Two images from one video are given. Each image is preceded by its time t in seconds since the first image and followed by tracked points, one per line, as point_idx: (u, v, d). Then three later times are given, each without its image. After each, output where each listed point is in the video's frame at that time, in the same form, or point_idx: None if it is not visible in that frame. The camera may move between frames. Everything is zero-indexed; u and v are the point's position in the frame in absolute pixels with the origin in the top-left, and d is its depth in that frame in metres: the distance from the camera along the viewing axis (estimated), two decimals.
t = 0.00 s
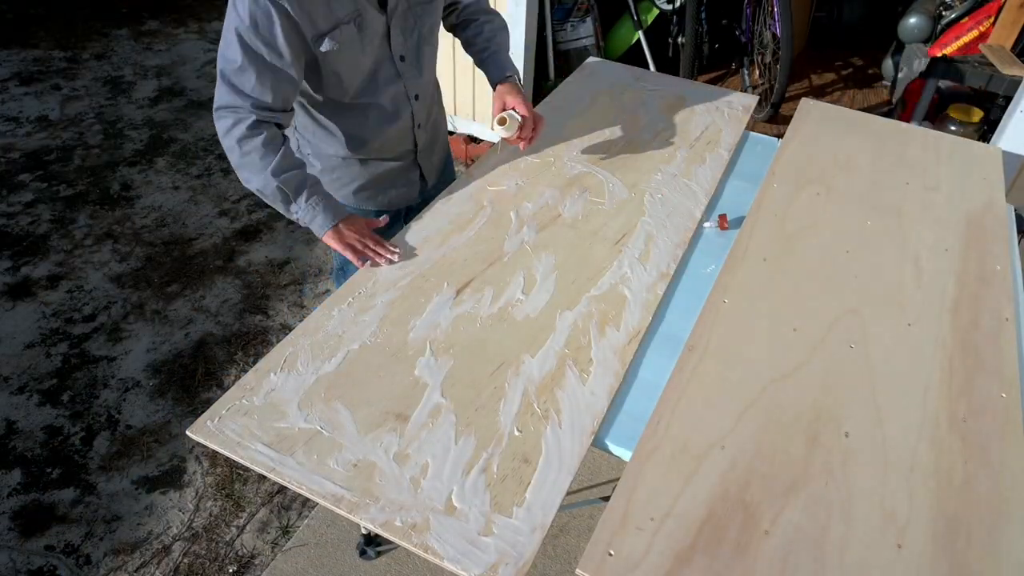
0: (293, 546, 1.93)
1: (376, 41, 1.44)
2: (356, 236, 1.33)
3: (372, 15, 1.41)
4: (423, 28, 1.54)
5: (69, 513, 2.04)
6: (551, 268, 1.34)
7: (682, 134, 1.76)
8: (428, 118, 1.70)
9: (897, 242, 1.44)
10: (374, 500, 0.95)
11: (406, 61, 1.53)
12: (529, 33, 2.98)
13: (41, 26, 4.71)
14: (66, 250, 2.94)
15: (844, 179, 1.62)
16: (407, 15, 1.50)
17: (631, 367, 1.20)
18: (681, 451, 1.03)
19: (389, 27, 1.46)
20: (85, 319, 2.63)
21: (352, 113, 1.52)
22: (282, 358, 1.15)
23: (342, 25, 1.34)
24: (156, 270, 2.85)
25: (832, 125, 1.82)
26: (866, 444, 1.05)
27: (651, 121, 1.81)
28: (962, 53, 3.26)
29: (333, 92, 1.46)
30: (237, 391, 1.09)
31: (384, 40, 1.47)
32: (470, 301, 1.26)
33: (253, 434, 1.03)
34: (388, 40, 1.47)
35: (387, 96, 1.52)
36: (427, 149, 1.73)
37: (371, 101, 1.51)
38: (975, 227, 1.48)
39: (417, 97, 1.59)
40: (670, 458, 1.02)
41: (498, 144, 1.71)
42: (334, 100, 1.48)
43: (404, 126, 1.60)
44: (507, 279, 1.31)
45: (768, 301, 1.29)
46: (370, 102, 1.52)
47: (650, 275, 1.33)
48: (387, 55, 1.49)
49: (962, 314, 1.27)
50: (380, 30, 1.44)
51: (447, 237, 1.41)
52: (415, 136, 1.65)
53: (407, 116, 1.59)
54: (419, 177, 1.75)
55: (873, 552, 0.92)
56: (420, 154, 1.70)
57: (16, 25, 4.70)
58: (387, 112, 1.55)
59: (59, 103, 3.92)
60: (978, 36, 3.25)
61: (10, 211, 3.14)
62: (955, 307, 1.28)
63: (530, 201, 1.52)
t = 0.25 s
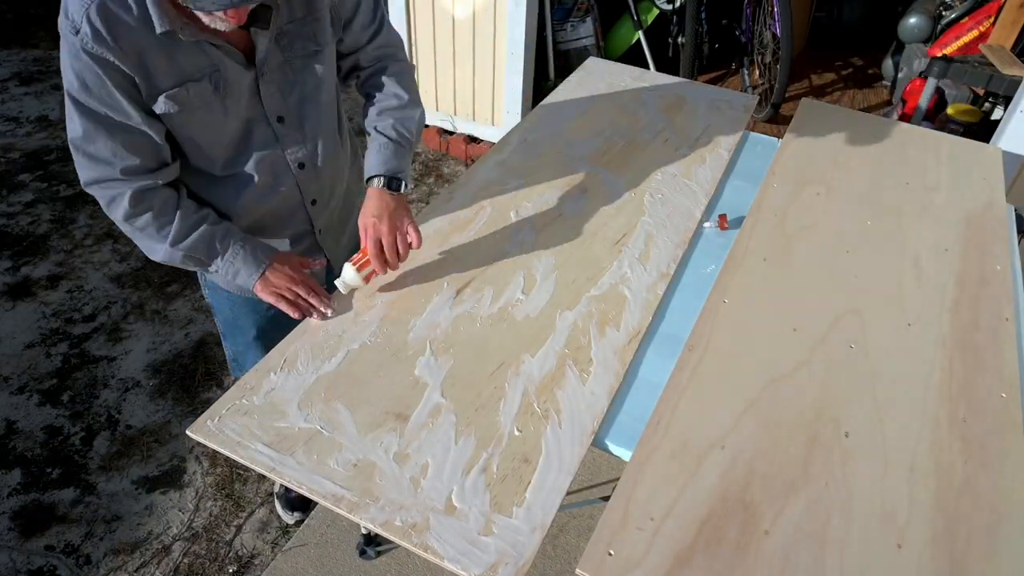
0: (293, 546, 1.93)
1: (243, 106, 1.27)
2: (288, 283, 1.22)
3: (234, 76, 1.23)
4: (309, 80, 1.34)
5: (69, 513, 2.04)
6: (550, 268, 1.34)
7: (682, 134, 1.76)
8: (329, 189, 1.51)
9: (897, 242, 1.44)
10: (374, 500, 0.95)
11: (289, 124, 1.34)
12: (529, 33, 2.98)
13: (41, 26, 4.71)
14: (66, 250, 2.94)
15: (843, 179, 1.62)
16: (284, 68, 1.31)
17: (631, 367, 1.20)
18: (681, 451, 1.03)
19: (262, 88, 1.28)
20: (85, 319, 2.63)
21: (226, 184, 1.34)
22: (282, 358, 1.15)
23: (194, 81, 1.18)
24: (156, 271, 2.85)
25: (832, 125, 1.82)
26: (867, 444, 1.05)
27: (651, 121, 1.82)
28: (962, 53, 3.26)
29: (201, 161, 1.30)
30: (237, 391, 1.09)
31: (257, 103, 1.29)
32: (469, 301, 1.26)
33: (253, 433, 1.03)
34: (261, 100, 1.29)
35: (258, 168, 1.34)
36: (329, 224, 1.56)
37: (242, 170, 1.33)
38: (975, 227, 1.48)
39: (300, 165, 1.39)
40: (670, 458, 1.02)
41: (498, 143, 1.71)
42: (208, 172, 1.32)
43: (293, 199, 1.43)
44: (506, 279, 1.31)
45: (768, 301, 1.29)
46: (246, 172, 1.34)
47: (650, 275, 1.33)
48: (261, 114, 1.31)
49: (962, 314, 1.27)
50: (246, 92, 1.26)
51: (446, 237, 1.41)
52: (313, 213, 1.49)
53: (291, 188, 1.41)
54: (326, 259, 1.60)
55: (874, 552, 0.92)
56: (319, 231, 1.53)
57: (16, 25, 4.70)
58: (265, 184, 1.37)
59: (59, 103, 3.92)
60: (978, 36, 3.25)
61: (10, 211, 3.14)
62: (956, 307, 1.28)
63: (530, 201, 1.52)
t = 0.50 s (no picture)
0: (293, 546, 1.93)
1: (261, 88, 1.33)
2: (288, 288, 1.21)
3: (250, 59, 1.28)
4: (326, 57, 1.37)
5: (69, 513, 2.04)
6: (550, 268, 1.34)
7: (682, 134, 1.76)
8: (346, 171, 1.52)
9: (897, 242, 1.44)
10: (374, 500, 0.95)
11: (303, 108, 1.38)
12: (529, 33, 2.98)
13: (41, 26, 4.71)
14: (66, 250, 2.94)
15: (843, 179, 1.62)
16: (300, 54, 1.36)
17: (631, 367, 1.20)
18: (681, 451, 1.03)
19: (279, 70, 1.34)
20: (84, 319, 2.63)
21: (247, 163, 1.40)
22: (282, 358, 1.15)
23: (211, 64, 1.23)
24: (156, 271, 2.85)
25: (833, 125, 1.82)
26: (866, 444, 1.05)
27: (651, 121, 1.81)
28: (962, 53, 3.26)
29: (226, 140, 1.37)
30: (237, 391, 1.09)
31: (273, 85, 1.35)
32: (469, 301, 1.26)
33: (253, 433, 1.03)
34: (276, 83, 1.35)
35: (271, 147, 1.38)
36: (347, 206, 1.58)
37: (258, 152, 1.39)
38: (975, 227, 1.48)
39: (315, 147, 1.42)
40: (670, 458, 1.02)
41: (499, 143, 1.71)
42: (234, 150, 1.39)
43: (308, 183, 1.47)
44: (506, 279, 1.31)
45: (768, 301, 1.28)
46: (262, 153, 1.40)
47: (650, 275, 1.33)
48: (279, 97, 1.36)
49: (962, 314, 1.27)
50: (263, 75, 1.31)
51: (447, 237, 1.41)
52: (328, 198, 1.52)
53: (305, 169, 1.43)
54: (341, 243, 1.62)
55: (874, 552, 0.92)
56: (336, 213, 1.56)
57: (16, 25, 4.70)
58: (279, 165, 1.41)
59: (59, 103, 3.92)
60: (978, 36, 3.25)
61: (10, 211, 3.14)
62: (956, 307, 1.28)
63: (530, 201, 1.52)
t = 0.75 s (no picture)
0: (293, 546, 1.93)
1: (273, 89, 1.32)
2: (331, 257, 1.28)
3: (264, 61, 1.27)
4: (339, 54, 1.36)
5: (69, 513, 2.04)
6: (550, 269, 1.34)
7: (682, 134, 1.76)
8: (349, 170, 1.54)
9: (897, 242, 1.44)
10: (374, 500, 0.95)
11: (313, 108, 1.38)
12: (529, 33, 2.98)
13: (41, 26, 4.71)
14: (66, 250, 2.94)
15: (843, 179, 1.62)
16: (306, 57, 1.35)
17: (631, 367, 1.20)
18: (681, 451, 1.03)
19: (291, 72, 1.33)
20: (84, 319, 2.63)
21: (257, 163, 1.41)
22: (282, 357, 1.15)
23: (229, 68, 1.22)
24: (156, 271, 2.85)
25: (833, 125, 1.81)
26: (867, 444, 1.05)
27: (651, 121, 1.81)
28: (962, 53, 3.26)
29: (239, 141, 1.36)
30: (236, 391, 1.09)
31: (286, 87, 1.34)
32: (469, 301, 1.26)
33: (253, 433, 1.03)
34: (286, 82, 1.34)
35: (282, 148, 1.38)
36: (350, 204, 1.59)
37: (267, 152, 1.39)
38: (975, 227, 1.48)
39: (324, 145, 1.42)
40: (670, 459, 1.02)
41: (498, 142, 1.71)
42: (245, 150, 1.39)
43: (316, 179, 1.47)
44: (507, 279, 1.31)
45: (768, 301, 1.29)
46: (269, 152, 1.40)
47: (650, 275, 1.33)
48: (288, 97, 1.36)
49: (962, 314, 1.27)
50: (275, 76, 1.30)
51: (447, 237, 1.41)
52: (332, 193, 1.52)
53: (312, 166, 1.44)
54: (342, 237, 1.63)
55: (874, 552, 0.92)
56: (339, 210, 1.57)
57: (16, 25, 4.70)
58: (289, 162, 1.41)
59: (59, 103, 3.92)
60: (978, 36, 3.25)
61: (10, 211, 3.14)
62: (956, 307, 1.28)
63: (530, 201, 1.52)
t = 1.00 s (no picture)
0: (293, 546, 1.93)
1: (206, 133, 1.29)
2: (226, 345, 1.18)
3: (192, 102, 1.25)
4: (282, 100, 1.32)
5: (69, 513, 2.04)
6: (550, 269, 1.34)
7: (682, 134, 1.76)
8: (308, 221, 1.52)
9: (897, 242, 1.44)
10: (374, 500, 0.95)
11: (258, 154, 1.35)
12: (529, 33, 2.98)
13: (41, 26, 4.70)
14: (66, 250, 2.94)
15: (843, 179, 1.62)
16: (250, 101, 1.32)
17: (631, 367, 1.20)
18: (682, 451, 1.03)
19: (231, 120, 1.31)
20: (84, 319, 2.63)
21: (200, 213, 1.39)
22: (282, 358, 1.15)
23: (146, 108, 1.20)
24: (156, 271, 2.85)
25: (833, 125, 1.81)
26: (867, 444, 1.05)
27: (652, 121, 1.81)
28: (962, 53, 3.26)
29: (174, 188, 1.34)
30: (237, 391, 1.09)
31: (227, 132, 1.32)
32: (469, 301, 1.26)
33: (253, 433, 1.03)
34: (225, 128, 1.31)
35: (222, 198, 1.35)
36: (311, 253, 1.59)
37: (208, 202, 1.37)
38: (975, 227, 1.48)
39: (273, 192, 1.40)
40: (670, 458, 1.02)
41: (498, 143, 1.71)
42: (178, 198, 1.36)
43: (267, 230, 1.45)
44: (506, 279, 1.31)
45: (768, 300, 1.29)
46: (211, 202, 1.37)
47: (650, 276, 1.33)
48: (229, 142, 1.33)
49: (962, 314, 1.27)
50: (207, 119, 1.28)
51: (447, 237, 1.41)
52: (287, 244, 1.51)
53: (261, 219, 1.42)
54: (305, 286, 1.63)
55: (874, 552, 0.92)
56: (300, 260, 1.56)
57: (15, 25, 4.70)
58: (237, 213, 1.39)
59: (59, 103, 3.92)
60: (978, 36, 3.25)
61: (10, 211, 3.14)
62: (956, 307, 1.28)
63: (530, 201, 1.52)
